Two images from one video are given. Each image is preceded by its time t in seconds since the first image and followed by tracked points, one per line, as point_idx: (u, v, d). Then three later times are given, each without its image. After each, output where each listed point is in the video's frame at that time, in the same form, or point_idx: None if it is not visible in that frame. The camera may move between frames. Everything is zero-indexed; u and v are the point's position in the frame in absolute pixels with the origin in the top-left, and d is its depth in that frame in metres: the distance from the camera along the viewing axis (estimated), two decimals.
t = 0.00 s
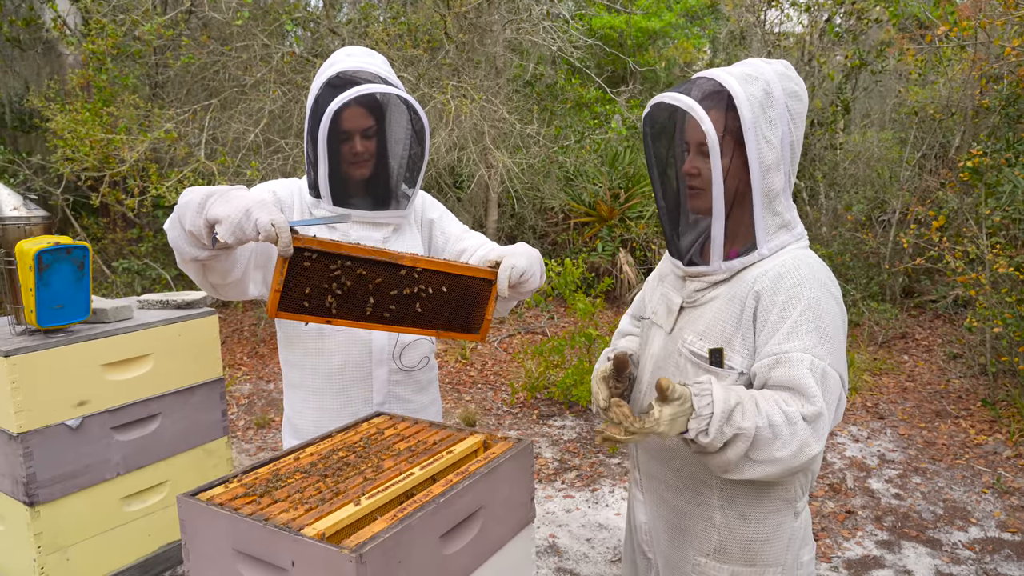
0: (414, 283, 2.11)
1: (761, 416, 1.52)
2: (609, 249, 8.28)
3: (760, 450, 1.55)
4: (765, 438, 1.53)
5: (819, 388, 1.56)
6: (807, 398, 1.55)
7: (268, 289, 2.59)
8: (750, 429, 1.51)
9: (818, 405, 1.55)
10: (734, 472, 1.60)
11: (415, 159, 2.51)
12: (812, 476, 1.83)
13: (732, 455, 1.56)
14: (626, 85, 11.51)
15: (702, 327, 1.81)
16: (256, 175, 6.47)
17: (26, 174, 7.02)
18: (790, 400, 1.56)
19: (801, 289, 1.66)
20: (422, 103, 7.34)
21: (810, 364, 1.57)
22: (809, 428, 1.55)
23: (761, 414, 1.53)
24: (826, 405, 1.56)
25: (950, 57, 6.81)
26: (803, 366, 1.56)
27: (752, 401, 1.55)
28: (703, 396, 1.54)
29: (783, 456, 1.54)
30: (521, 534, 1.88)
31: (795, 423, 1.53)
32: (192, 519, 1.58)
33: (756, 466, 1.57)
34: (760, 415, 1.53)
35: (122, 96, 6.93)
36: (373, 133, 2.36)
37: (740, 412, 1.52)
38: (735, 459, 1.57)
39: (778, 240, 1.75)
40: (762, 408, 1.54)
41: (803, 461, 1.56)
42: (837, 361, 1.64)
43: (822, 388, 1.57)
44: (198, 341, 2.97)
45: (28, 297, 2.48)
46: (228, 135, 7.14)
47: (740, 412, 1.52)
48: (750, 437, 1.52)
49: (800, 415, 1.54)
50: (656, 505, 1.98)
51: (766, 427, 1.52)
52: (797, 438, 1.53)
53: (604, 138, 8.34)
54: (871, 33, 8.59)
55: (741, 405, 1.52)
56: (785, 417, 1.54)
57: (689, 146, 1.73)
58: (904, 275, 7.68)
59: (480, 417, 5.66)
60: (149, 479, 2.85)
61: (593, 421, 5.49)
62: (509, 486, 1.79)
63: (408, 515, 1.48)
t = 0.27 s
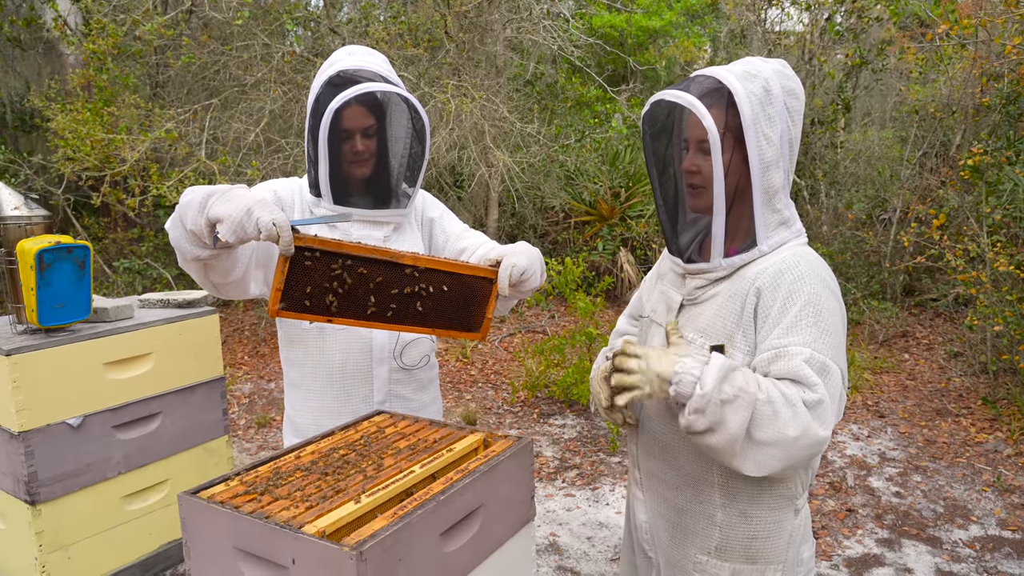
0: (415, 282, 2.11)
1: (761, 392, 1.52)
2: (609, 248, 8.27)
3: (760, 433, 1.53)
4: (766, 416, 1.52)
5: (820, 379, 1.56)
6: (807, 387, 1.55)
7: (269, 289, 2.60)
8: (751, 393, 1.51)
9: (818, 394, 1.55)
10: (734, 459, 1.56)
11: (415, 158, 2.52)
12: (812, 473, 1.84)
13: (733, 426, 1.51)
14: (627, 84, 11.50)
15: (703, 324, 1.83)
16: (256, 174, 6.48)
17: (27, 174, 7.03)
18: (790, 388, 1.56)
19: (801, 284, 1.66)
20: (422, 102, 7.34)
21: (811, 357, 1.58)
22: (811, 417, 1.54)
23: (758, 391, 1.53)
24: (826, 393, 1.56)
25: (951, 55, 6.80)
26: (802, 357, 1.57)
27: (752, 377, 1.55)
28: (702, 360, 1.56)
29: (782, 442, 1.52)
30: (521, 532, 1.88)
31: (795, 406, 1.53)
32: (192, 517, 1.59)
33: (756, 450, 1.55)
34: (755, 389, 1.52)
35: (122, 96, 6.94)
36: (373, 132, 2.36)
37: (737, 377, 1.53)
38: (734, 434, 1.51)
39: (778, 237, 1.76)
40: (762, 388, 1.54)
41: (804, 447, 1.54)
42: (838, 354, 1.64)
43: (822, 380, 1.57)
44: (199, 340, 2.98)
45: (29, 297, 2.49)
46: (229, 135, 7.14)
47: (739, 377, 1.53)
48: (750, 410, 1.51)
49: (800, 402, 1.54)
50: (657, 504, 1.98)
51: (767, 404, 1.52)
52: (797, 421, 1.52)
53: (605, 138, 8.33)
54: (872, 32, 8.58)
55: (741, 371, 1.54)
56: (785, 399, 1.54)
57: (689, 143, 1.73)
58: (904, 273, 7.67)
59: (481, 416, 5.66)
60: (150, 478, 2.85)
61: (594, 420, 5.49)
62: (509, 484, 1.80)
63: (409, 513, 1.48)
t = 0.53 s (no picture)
0: (415, 284, 2.10)
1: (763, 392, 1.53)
2: (609, 248, 8.26)
3: (760, 432, 1.53)
4: (767, 415, 1.52)
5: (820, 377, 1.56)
6: (808, 386, 1.55)
7: (269, 290, 2.59)
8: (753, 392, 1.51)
9: (818, 393, 1.54)
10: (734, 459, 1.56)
11: (416, 159, 2.51)
12: (814, 473, 1.84)
13: (734, 427, 1.51)
14: (627, 84, 11.50)
15: (705, 324, 1.82)
16: (256, 175, 6.48)
17: (26, 175, 7.03)
18: (790, 387, 1.56)
19: (803, 283, 1.66)
20: (422, 103, 7.33)
21: (812, 355, 1.57)
22: (812, 415, 1.54)
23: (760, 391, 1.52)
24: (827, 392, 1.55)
25: (951, 55, 6.80)
26: (804, 356, 1.56)
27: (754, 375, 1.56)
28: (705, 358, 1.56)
29: (781, 442, 1.52)
30: (522, 533, 1.88)
31: (795, 406, 1.53)
32: (192, 519, 1.59)
33: (756, 449, 1.54)
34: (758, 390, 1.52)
35: (122, 97, 6.94)
36: (373, 133, 2.36)
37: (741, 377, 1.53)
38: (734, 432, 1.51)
39: (778, 236, 1.75)
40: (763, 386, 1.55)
41: (805, 445, 1.53)
42: (839, 353, 1.64)
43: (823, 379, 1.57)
44: (200, 341, 2.98)
45: (29, 298, 2.48)
46: (229, 136, 7.14)
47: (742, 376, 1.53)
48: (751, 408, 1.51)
49: (801, 401, 1.54)
50: (659, 505, 1.98)
51: (768, 402, 1.52)
52: (798, 420, 1.52)
53: (604, 138, 8.33)
54: (872, 32, 8.59)
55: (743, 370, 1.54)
56: (787, 397, 1.54)
57: (689, 144, 1.73)
58: (904, 273, 7.67)
59: (481, 417, 5.66)
60: (150, 480, 2.85)
61: (594, 420, 5.49)
62: (510, 485, 1.79)
63: (409, 515, 1.48)
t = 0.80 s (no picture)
0: (412, 287, 2.10)
1: (741, 420, 1.54)
2: (607, 249, 8.26)
3: (747, 450, 1.55)
4: (749, 441, 1.54)
5: (815, 382, 1.55)
6: (801, 393, 1.54)
7: (265, 292, 2.58)
8: (728, 434, 1.53)
9: (808, 400, 1.54)
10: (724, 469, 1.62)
11: (413, 161, 2.50)
12: (813, 474, 1.83)
13: (718, 456, 1.57)
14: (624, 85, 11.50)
15: (704, 325, 1.81)
16: (253, 177, 6.46)
17: (23, 177, 7.00)
18: (782, 397, 1.56)
19: (800, 285, 1.66)
20: (419, 104, 7.33)
21: (809, 359, 1.57)
22: (804, 425, 1.54)
23: (738, 423, 1.54)
24: (819, 400, 1.55)
25: (948, 56, 6.82)
26: (799, 361, 1.56)
27: (733, 407, 1.57)
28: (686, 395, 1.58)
29: (770, 454, 1.53)
30: (520, 536, 1.87)
31: (782, 422, 1.53)
32: (189, 523, 1.58)
33: (745, 464, 1.57)
34: (734, 424, 1.54)
35: (119, 98, 6.92)
36: (370, 135, 2.36)
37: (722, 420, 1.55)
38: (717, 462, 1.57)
39: (777, 237, 1.75)
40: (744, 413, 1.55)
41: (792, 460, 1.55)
42: (837, 355, 1.63)
43: (818, 384, 1.56)
44: (196, 343, 2.97)
45: (24, 301, 2.47)
46: (226, 138, 7.12)
47: (717, 421, 1.55)
48: (730, 442, 1.54)
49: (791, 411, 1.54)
50: (658, 507, 1.97)
51: (748, 429, 1.53)
52: (784, 438, 1.53)
53: (602, 139, 8.34)
54: (868, 33, 8.60)
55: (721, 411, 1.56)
56: (769, 418, 1.53)
57: (687, 146, 1.73)
58: (902, 274, 7.68)
59: (479, 419, 5.65)
60: (147, 483, 2.84)
61: (592, 422, 5.49)
62: (508, 488, 1.79)
63: (407, 518, 1.47)
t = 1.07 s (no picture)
0: (405, 289, 2.09)
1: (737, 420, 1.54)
2: (601, 248, 8.26)
3: (743, 450, 1.56)
4: (744, 441, 1.54)
5: (809, 384, 1.55)
6: (795, 394, 1.54)
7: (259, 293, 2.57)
8: (723, 433, 1.53)
9: (804, 401, 1.54)
10: (718, 470, 1.63)
11: (406, 160, 2.49)
12: (806, 474, 1.83)
13: (712, 456, 1.58)
14: (619, 85, 11.50)
15: (697, 325, 1.80)
16: (247, 177, 6.43)
17: (13, 177, 6.94)
18: (776, 397, 1.56)
19: (795, 286, 1.65)
20: (413, 104, 7.30)
21: (803, 360, 1.56)
22: (797, 426, 1.54)
23: (732, 422, 1.54)
24: (814, 400, 1.55)
25: (940, 56, 6.84)
26: (794, 362, 1.56)
27: (728, 407, 1.57)
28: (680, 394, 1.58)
29: (764, 454, 1.54)
30: (515, 536, 1.86)
31: (776, 423, 1.53)
32: (181, 526, 1.56)
33: (739, 465, 1.58)
34: (729, 423, 1.54)
35: (111, 98, 6.87)
36: (362, 135, 2.34)
37: (718, 418, 1.55)
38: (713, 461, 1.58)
39: (771, 238, 1.75)
40: (738, 414, 1.55)
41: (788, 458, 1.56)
42: (830, 356, 1.63)
43: (813, 384, 1.56)
44: (188, 345, 2.94)
45: (13, 302, 2.43)
46: (218, 137, 7.08)
47: (713, 418, 1.55)
48: (725, 442, 1.54)
49: (784, 412, 1.54)
50: (652, 506, 1.96)
51: (743, 430, 1.54)
52: (779, 438, 1.53)
53: (596, 139, 8.34)
54: (861, 32, 8.63)
55: (718, 410, 1.55)
56: (763, 418, 1.53)
57: (679, 148, 1.73)
58: (895, 273, 7.72)
59: (474, 418, 5.64)
60: (139, 485, 2.81)
61: (588, 421, 5.48)
62: (503, 489, 1.78)
63: (401, 521, 1.46)
